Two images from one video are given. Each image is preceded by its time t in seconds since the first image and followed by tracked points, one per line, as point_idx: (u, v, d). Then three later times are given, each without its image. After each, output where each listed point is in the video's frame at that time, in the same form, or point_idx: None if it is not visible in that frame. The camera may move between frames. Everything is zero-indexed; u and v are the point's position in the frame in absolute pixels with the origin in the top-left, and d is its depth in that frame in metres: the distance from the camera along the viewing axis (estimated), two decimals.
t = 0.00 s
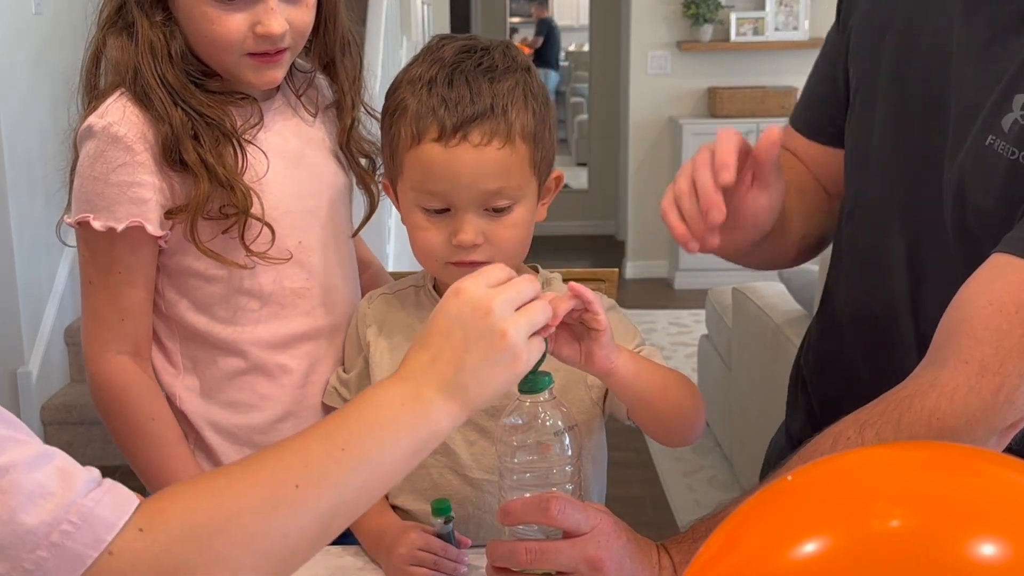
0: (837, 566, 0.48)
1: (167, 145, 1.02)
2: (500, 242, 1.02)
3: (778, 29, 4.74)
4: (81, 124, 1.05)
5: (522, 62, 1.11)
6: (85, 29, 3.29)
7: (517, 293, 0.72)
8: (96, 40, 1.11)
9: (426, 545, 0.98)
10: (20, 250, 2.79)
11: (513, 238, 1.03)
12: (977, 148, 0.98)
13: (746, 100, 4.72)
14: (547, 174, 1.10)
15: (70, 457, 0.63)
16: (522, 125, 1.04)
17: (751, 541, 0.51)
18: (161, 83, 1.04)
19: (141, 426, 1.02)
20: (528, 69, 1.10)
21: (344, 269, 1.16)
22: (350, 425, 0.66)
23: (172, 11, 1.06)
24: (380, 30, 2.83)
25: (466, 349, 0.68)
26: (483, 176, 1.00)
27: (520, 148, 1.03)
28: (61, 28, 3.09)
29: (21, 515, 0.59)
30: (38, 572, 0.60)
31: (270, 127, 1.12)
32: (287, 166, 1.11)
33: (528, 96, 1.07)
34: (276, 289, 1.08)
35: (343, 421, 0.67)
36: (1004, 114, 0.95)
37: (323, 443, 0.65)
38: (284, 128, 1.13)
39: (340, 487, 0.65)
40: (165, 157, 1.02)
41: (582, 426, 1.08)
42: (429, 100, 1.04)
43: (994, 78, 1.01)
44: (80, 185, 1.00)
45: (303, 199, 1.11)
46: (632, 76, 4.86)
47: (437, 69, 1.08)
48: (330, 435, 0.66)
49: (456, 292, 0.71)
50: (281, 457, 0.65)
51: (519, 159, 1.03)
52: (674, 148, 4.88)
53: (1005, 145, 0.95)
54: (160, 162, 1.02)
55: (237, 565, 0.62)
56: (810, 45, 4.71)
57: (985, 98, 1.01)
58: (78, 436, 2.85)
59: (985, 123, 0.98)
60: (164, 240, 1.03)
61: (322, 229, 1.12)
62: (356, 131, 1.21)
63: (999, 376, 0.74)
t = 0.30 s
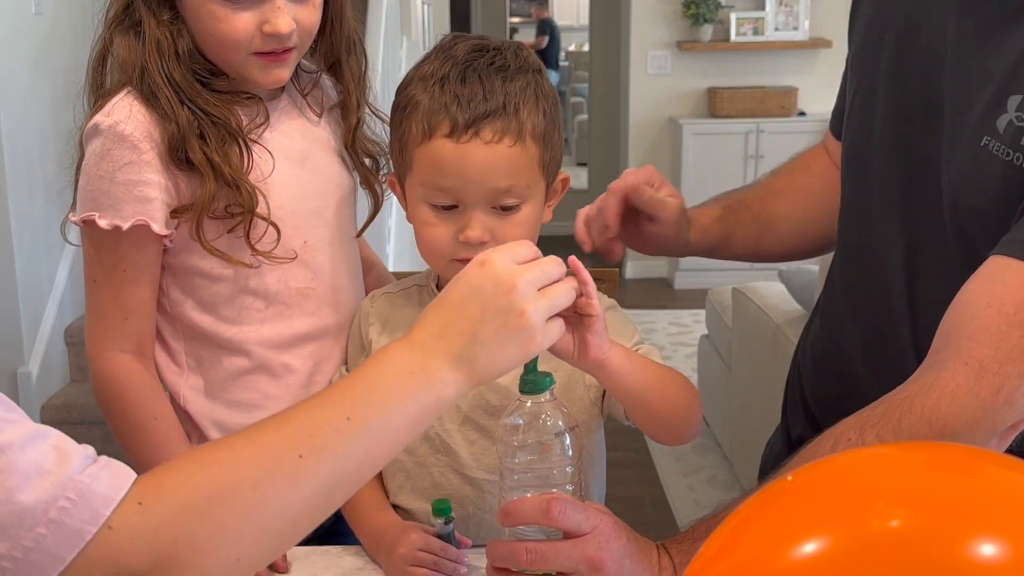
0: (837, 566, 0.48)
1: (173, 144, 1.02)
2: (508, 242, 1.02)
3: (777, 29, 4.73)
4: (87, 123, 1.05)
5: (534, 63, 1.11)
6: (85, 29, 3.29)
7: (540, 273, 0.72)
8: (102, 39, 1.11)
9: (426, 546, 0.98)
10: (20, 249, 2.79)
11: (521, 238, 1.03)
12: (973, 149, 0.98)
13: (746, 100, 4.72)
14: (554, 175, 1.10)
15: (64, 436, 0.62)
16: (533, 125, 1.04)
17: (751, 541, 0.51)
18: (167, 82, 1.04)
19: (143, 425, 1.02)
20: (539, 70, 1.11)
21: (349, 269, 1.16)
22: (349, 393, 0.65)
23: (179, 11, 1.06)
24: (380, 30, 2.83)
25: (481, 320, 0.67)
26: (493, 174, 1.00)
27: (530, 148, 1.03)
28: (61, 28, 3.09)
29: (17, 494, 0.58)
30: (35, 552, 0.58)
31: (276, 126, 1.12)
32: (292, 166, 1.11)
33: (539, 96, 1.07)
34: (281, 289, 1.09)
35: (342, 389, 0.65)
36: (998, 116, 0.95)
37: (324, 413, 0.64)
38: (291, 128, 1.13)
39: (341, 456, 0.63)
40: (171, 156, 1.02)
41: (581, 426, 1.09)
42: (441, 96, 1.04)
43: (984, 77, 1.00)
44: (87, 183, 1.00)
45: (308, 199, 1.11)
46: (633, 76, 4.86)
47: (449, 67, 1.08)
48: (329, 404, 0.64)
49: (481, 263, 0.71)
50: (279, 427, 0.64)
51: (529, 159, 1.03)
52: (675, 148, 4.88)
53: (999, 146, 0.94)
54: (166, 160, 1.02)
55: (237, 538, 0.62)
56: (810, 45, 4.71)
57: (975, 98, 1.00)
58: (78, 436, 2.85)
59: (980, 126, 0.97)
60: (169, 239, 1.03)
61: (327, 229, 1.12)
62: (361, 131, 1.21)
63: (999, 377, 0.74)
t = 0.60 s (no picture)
0: (837, 565, 0.48)
1: (177, 142, 1.02)
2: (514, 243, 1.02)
3: (777, 29, 4.73)
4: (91, 121, 1.05)
5: (545, 64, 1.11)
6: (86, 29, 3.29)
7: (547, 268, 0.71)
8: (106, 37, 1.11)
9: (425, 546, 0.98)
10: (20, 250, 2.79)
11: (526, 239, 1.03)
12: (969, 148, 0.98)
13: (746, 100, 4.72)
14: (562, 177, 1.10)
15: (56, 432, 0.62)
16: (544, 126, 1.04)
17: (753, 541, 0.51)
18: (172, 81, 1.04)
19: (145, 424, 1.02)
20: (551, 72, 1.11)
21: (352, 268, 1.16)
22: (346, 388, 0.65)
23: (183, 10, 1.06)
24: (380, 30, 2.82)
25: (484, 316, 0.67)
26: (502, 174, 1.00)
27: (540, 149, 1.03)
28: (61, 28, 3.09)
29: (10, 490, 0.58)
30: (29, 549, 0.58)
31: (280, 125, 1.12)
32: (297, 165, 1.11)
33: (550, 98, 1.07)
34: (285, 287, 1.09)
35: (339, 384, 0.65)
36: (993, 115, 0.95)
37: (322, 408, 0.64)
38: (296, 127, 1.13)
39: (339, 450, 0.63)
40: (176, 155, 1.02)
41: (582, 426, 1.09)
42: (452, 95, 1.04)
43: (979, 75, 1.00)
44: (91, 181, 1.00)
45: (313, 197, 1.11)
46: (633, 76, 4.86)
47: (460, 66, 1.08)
48: (327, 398, 0.64)
49: (484, 258, 0.70)
50: (277, 421, 0.64)
51: (538, 159, 1.03)
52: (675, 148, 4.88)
53: (994, 145, 0.94)
54: (170, 158, 1.02)
55: (235, 533, 0.61)
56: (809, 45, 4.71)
57: (972, 96, 1.01)
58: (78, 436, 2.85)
59: (976, 126, 0.97)
60: (173, 237, 1.03)
61: (330, 227, 1.12)
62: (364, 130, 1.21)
63: (993, 370, 0.74)
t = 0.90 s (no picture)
0: (837, 566, 0.48)
1: (178, 141, 1.02)
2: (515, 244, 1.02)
3: (777, 29, 4.73)
4: (91, 121, 1.05)
5: (548, 65, 1.11)
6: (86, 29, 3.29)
7: (571, 276, 0.71)
8: (106, 37, 1.11)
9: (425, 546, 0.98)
10: (20, 249, 2.79)
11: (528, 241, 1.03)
12: (964, 149, 0.98)
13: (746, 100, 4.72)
14: (564, 178, 1.10)
15: (55, 423, 0.62)
16: (546, 127, 1.04)
17: (753, 541, 0.51)
18: (172, 80, 1.04)
19: (146, 424, 1.02)
20: (553, 73, 1.11)
21: (353, 266, 1.16)
22: (346, 377, 0.64)
23: (183, 9, 1.06)
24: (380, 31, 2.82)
25: (497, 317, 0.67)
26: (504, 174, 1.00)
27: (542, 149, 1.03)
28: (61, 28, 3.09)
29: (9, 479, 0.58)
30: (29, 537, 0.58)
31: (281, 124, 1.12)
32: (298, 164, 1.11)
33: (552, 98, 1.07)
34: (286, 286, 1.09)
35: (339, 374, 0.65)
36: (989, 116, 0.95)
37: (322, 397, 0.64)
38: (297, 126, 1.13)
39: (339, 441, 0.63)
40: (176, 153, 1.02)
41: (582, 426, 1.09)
42: (455, 96, 1.04)
43: (974, 78, 1.00)
44: (92, 180, 1.00)
45: (314, 197, 1.11)
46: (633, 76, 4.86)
47: (463, 66, 1.08)
48: (328, 388, 0.64)
49: (510, 258, 0.69)
50: (278, 410, 0.64)
51: (540, 160, 1.03)
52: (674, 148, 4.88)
53: (990, 146, 0.94)
54: (171, 157, 1.02)
55: (233, 522, 0.61)
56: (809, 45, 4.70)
57: (968, 97, 1.01)
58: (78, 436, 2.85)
59: (973, 127, 0.97)
60: (174, 236, 1.03)
61: (332, 227, 1.12)
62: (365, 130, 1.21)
63: (992, 372, 0.74)
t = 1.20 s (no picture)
0: (837, 566, 0.47)
1: (176, 141, 1.02)
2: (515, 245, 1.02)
3: (777, 29, 4.73)
4: (89, 122, 1.05)
5: (551, 65, 1.11)
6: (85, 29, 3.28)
7: (572, 276, 0.70)
8: (104, 38, 1.11)
9: (426, 547, 0.98)
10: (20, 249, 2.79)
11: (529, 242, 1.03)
12: (968, 148, 0.98)
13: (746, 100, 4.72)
14: (565, 179, 1.10)
15: (51, 414, 0.62)
16: (548, 129, 1.04)
17: (753, 541, 0.51)
18: (171, 81, 1.04)
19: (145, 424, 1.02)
20: (556, 73, 1.11)
21: (353, 266, 1.16)
22: (347, 371, 0.64)
23: (181, 9, 1.06)
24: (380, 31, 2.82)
25: (498, 316, 0.66)
26: (505, 176, 1.00)
27: (544, 151, 1.03)
28: (60, 29, 3.09)
29: (4, 471, 0.58)
30: (27, 529, 0.58)
31: (279, 124, 1.12)
32: (296, 164, 1.11)
33: (554, 100, 1.07)
34: (285, 286, 1.09)
35: (340, 368, 0.65)
36: (993, 113, 0.95)
37: (323, 391, 0.64)
38: (295, 126, 1.13)
39: (340, 435, 0.63)
40: (174, 153, 1.02)
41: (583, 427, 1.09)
42: (457, 97, 1.04)
43: (979, 75, 1.00)
44: (90, 181, 1.00)
45: (313, 197, 1.11)
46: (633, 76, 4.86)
47: (465, 66, 1.08)
48: (328, 382, 0.64)
49: (514, 257, 0.69)
50: (279, 404, 0.63)
51: (542, 161, 1.03)
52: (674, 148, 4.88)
53: (994, 144, 0.94)
54: (169, 157, 1.02)
55: (231, 515, 0.61)
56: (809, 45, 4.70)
57: (970, 97, 1.00)
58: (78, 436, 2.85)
59: (978, 125, 0.97)
60: (172, 236, 1.03)
61: (331, 227, 1.12)
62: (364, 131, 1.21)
63: (994, 374, 0.74)
